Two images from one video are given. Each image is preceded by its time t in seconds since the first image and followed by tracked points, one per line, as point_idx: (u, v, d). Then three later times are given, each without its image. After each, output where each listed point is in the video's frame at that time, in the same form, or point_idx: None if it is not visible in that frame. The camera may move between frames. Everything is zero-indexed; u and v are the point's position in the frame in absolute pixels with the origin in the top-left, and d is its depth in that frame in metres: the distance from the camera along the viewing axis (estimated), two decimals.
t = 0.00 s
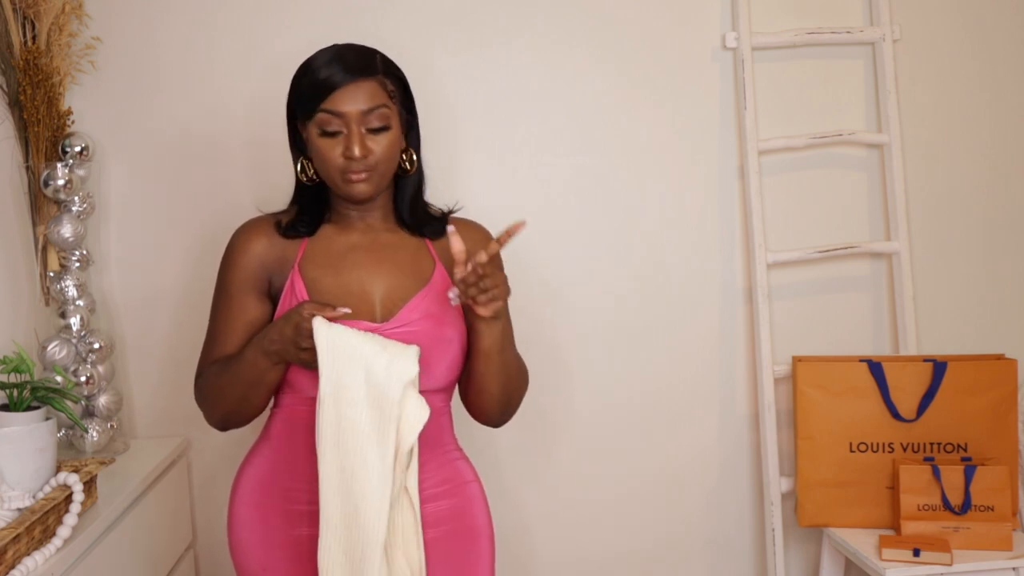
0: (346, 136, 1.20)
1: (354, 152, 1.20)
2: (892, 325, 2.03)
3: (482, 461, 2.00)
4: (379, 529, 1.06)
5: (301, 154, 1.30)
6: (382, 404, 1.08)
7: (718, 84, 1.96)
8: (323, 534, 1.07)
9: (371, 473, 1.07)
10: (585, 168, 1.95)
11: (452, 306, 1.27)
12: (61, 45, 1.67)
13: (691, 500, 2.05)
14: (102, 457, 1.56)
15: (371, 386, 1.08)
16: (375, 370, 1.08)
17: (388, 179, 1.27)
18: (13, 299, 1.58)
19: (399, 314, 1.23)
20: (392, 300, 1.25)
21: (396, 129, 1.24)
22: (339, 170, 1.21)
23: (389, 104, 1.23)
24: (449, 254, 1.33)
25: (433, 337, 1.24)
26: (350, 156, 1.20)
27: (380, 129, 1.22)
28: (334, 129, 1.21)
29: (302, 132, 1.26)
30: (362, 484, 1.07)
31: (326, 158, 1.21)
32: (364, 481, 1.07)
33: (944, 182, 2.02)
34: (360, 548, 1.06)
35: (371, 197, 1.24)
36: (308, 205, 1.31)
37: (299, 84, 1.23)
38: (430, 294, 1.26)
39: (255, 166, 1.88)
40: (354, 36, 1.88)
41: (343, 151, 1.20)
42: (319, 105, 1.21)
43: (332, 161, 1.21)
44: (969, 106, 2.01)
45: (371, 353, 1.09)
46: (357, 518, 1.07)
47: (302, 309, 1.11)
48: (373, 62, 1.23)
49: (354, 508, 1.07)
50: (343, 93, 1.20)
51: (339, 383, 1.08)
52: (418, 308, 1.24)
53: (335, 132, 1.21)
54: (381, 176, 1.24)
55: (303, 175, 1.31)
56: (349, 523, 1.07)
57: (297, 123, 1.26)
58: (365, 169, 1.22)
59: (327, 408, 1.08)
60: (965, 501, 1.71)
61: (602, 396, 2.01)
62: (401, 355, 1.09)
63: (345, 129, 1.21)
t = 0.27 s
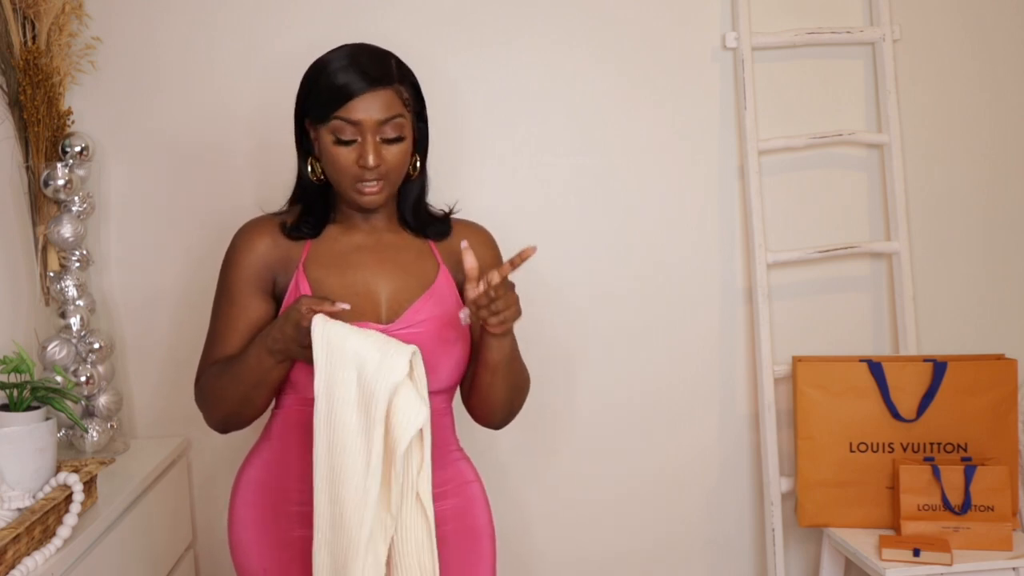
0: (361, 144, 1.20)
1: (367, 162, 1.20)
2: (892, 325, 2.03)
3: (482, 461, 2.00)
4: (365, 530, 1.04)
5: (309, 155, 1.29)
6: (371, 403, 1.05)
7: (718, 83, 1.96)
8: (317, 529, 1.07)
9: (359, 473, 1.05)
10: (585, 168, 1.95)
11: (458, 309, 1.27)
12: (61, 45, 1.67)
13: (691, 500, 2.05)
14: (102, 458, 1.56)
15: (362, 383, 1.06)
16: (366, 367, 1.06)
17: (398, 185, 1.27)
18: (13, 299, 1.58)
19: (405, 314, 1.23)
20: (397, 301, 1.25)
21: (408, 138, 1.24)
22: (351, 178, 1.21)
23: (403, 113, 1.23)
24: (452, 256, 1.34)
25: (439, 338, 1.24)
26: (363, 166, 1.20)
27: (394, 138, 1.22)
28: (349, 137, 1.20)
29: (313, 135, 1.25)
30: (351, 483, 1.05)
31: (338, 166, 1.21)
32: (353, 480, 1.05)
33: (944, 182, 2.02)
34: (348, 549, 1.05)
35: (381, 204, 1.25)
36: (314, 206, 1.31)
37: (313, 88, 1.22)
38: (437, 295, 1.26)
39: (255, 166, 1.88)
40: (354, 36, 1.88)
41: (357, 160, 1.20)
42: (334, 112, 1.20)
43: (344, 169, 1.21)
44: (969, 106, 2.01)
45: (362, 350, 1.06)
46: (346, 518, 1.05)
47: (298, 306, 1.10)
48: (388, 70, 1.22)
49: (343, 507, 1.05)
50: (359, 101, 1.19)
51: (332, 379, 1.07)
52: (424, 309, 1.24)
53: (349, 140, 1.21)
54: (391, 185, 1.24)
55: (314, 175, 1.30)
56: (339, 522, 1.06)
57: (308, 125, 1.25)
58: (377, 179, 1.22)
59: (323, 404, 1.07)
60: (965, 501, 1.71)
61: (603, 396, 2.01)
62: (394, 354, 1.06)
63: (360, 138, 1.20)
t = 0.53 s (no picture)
0: (365, 149, 1.20)
1: (371, 168, 1.19)
2: (892, 325, 2.03)
3: (482, 461, 2.00)
4: (349, 521, 0.96)
5: (309, 154, 1.29)
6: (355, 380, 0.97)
7: (718, 83, 1.96)
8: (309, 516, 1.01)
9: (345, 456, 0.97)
10: (585, 168, 1.95)
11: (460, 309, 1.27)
12: (61, 45, 1.67)
13: (691, 500, 2.05)
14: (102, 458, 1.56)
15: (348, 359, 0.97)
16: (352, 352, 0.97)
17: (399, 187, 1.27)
18: (13, 299, 1.58)
19: (405, 313, 1.24)
20: (396, 301, 1.26)
21: (412, 142, 1.24)
22: (354, 182, 1.21)
23: (408, 118, 1.22)
24: (452, 257, 1.34)
25: (439, 337, 1.25)
26: (367, 171, 1.20)
27: (398, 143, 1.22)
28: (353, 142, 1.20)
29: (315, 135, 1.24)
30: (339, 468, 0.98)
31: (341, 169, 1.21)
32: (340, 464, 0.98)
33: (944, 182, 2.02)
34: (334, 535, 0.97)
35: (382, 206, 1.25)
36: (312, 207, 1.31)
37: (318, 90, 1.21)
38: (436, 295, 1.26)
39: (255, 167, 1.88)
40: (354, 36, 1.88)
41: (360, 165, 1.20)
42: (339, 116, 1.19)
43: (347, 172, 1.21)
44: (969, 106, 2.01)
45: (347, 332, 0.98)
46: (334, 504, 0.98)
47: (291, 293, 1.04)
48: (394, 74, 1.21)
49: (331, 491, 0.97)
50: (365, 106, 1.19)
51: (319, 357, 0.99)
52: (423, 307, 1.25)
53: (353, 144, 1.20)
54: (393, 188, 1.25)
55: (314, 174, 1.30)
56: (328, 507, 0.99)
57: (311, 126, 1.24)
58: (380, 183, 1.22)
59: (312, 385, 1.00)
60: (965, 501, 1.71)
61: (603, 396, 2.01)
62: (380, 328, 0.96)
63: (364, 143, 1.20)
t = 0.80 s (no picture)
0: (361, 151, 1.20)
1: (367, 170, 1.20)
2: (892, 325, 2.03)
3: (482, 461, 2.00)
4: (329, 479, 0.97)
5: (307, 155, 1.29)
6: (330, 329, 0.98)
7: (718, 83, 1.96)
8: (288, 471, 1.02)
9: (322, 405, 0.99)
10: (585, 168, 1.95)
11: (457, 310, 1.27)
12: (61, 45, 1.67)
13: (691, 500, 2.05)
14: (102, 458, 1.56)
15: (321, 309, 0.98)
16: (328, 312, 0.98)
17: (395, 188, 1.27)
18: (13, 300, 1.58)
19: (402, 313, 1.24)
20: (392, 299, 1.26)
21: (408, 145, 1.24)
22: (349, 184, 1.21)
23: (404, 120, 1.22)
24: (449, 256, 1.33)
25: (436, 337, 1.25)
26: (362, 173, 1.20)
27: (394, 146, 1.22)
28: (349, 144, 1.20)
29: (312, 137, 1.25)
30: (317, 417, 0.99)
31: (337, 171, 1.21)
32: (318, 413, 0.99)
33: (944, 182, 2.02)
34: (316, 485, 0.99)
35: (378, 208, 1.25)
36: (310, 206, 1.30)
37: (314, 91, 1.21)
38: (434, 294, 1.26)
39: (255, 167, 1.88)
40: (354, 36, 1.88)
41: (355, 167, 1.21)
42: (335, 118, 1.19)
43: (343, 174, 1.21)
44: (969, 106, 2.01)
45: (325, 293, 0.99)
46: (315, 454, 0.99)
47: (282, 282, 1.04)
48: (390, 76, 1.21)
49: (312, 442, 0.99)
50: (360, 108, 1.19)
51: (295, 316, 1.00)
52: (420, 307, 1.25)
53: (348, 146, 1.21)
54: (389, 190, 1.25)
55: (310, 173, 1.30)
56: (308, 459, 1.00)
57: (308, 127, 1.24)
58: (375, 186, 1.22)
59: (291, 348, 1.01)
60: (965, 501, 1.71)
61: (603, 396, 2.01)
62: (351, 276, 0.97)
63: (360, 145, 1.20)
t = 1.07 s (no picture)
0: (361, 151, 1.20)
1: (367, 169, 1.19)
2: (892, 325, 2.03)
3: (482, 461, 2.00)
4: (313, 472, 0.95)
5: (308, 156, 1.29)
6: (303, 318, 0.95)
7: (718, 83, 1.96)
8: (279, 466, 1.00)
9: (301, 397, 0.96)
10: (585, 168, 1.95)
11: (455, 309, 1.26)
12: (61, 45, 1.67)
13: (691, 500, 2.05)
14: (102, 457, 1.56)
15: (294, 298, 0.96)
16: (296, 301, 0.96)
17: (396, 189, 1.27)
18: (13, 299, 1.59)
19: (399, 313, 1.24)
20: (390, 299, 1.25)
21: (409, 145, 1.23)
22: (349, 183, 1.21)
23: (405, 120, 1.22)
24: (446, 256, 1.33)
25: (433, 337, 1.24)
26: (362, 173, 1.20)
27: (395, 145, 1.21)
28: (349, 143, 1.20)
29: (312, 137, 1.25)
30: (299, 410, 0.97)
31: (337, 170, 1.21)
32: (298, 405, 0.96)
33: (944, 182, 2.02)
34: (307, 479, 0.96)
35: (378, 208, 1.25)
36: (309, 207, 1.31)
37: (314, 92, 1.21)
38: (432, 293, 1.26)
39: (255, 167, 1.88)
40: (354, 36, 1.88)
41: (356, 166, 1.20)
42: (336, 117, 1.19)
43: (343, 173, 1.21)
44: (968, 106, 2.01)
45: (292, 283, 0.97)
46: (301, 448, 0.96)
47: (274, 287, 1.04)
48: (391, 77, 1.21)
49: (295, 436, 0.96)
50: (361, 108, 1.19)
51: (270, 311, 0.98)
52: (419, 306, 1.24)
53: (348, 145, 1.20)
54: (389, 190, 1.24)
55: (311, 173, 1.30)
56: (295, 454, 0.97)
57: (308, 127, 1.24)
58: (375, 185, 1.22)
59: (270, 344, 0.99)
60: (965, 501, 1.71)
61: (603, 396, 2.01)
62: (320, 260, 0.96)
63: (360, 144, 1.20)
